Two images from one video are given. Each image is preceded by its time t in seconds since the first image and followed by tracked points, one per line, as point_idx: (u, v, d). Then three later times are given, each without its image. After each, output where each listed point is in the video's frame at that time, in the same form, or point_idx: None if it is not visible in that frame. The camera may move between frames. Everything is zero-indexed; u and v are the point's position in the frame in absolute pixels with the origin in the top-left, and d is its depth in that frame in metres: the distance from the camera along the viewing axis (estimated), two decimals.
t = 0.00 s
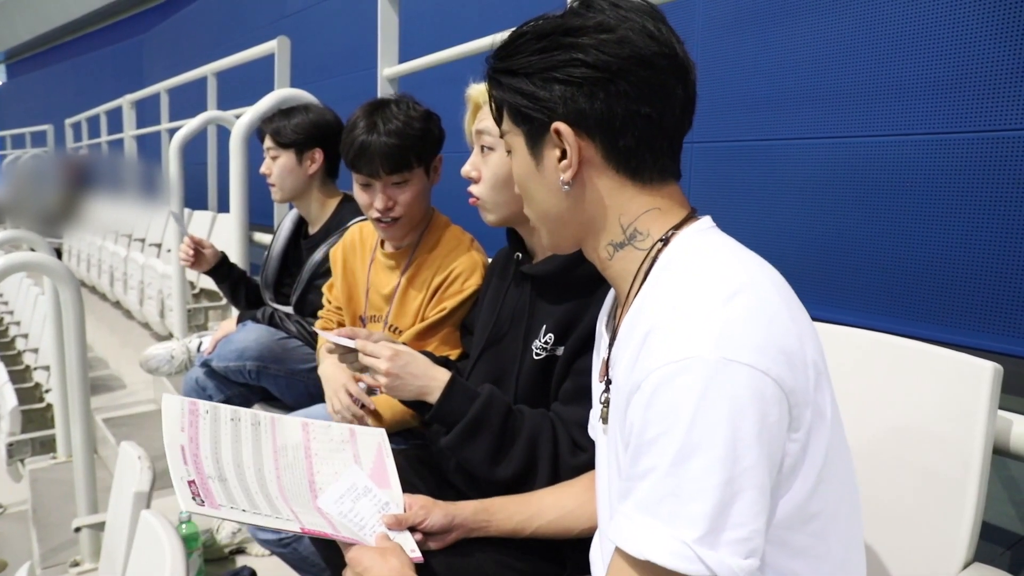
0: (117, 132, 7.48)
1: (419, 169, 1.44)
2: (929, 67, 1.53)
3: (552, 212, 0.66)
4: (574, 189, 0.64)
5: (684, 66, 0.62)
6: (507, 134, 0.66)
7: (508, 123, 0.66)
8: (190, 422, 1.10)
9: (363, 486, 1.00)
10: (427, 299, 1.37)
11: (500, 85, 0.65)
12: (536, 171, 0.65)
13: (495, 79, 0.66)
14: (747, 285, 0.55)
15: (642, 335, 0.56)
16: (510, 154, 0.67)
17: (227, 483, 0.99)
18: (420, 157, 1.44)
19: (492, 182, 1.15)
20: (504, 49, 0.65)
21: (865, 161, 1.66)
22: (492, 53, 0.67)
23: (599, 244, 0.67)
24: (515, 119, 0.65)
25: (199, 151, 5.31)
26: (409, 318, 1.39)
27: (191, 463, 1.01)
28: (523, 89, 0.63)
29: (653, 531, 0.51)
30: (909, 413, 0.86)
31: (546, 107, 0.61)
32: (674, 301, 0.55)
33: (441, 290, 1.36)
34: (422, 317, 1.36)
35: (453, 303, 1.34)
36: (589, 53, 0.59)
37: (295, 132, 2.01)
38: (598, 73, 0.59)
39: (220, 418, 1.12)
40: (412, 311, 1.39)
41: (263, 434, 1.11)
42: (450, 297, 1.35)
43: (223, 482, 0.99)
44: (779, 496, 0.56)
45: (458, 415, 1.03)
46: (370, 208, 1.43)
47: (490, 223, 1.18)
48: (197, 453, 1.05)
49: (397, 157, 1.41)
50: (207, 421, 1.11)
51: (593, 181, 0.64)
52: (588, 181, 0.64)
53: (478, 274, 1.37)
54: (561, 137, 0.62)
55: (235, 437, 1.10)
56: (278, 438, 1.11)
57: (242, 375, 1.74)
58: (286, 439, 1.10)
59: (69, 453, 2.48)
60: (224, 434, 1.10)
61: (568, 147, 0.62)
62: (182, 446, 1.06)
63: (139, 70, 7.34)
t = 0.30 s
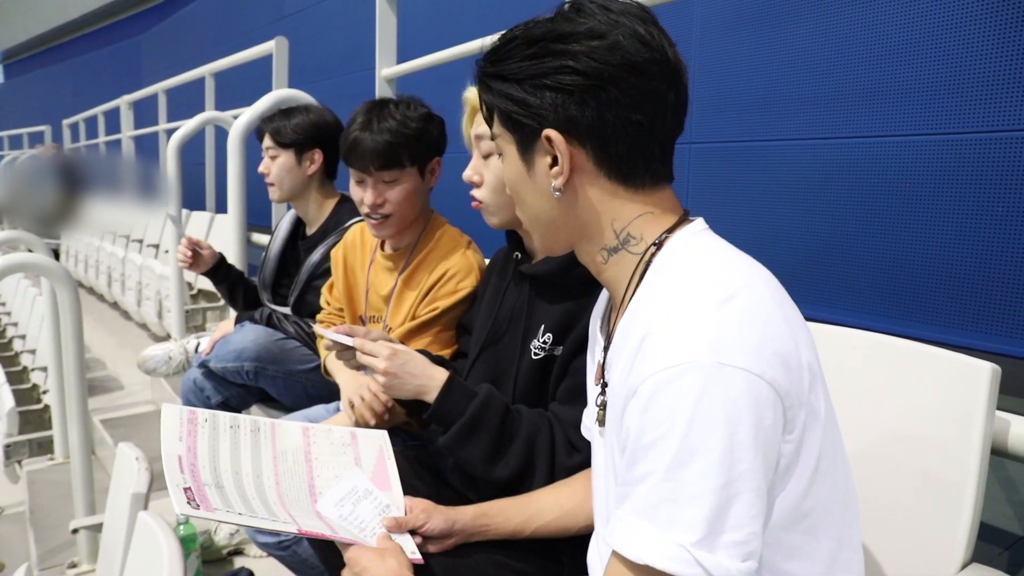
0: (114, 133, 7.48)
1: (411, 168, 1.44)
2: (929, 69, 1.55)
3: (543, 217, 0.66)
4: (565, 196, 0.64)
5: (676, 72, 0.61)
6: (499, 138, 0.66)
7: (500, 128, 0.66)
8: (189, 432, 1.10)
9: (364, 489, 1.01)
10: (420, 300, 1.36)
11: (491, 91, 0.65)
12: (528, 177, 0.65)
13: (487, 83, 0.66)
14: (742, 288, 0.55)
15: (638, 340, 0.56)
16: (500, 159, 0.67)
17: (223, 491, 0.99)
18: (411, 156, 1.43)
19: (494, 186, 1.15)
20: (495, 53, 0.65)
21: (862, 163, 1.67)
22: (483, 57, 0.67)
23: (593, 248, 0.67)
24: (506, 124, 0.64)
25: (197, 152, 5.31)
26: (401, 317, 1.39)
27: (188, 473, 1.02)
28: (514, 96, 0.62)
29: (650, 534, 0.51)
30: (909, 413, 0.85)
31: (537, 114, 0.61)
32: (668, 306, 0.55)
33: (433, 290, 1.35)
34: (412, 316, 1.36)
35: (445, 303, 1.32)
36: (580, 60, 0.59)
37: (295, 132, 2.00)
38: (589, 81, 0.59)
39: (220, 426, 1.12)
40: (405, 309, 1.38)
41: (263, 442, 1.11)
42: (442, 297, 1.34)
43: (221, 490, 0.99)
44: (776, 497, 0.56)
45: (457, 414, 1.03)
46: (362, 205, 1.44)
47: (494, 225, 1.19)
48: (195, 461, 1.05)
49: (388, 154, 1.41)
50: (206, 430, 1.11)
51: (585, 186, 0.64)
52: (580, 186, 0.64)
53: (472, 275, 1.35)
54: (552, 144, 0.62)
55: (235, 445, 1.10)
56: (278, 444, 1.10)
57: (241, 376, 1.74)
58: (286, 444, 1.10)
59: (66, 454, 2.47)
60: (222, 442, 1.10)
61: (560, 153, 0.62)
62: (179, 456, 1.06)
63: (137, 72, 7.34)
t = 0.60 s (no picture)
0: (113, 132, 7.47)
1: (374, 158, 1.47)
2: (924, 70, 1.55)
3: (542, 216, 0.65)
4: (565, 195, 0.63)
5: (680, 70, 0.61)
6: (498, 134, 0.66)
7: (498, 125, 0.65)
8: (189, 431, 1.10)
9: (366, 490, 1.00)
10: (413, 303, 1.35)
11: (489, 86, 0.65)
12: (527, 175, 0.64)
13: (487, 80, 0.65)
14: (746, 294, 0.54)
15: (641, 346, 0.56)
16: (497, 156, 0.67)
17: (222, 491, 0.99)
18: (371, 146, 1.47)
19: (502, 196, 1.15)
20: (494, 49, 0.65)
21: (861, 159, 1.67)
22: (483, 52, 0.66)
23: (593, 248, 0.67)
24: (506, 121, 0.64)
25: (197, 151, 5.31)
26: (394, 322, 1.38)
27: (188, 472, 1.03)
28: (514, 92, 0.62)
29: (653, 545, 0.51)
30: (911, 411, 0.85)
31: (537, 110, 0.61)
32: (671, 312, 0.55)
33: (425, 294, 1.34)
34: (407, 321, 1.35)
35: (437, 309, 1.31)
36: (582, 56, 0.59)
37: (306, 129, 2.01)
38: (592, 77, 0.59)
39: (221, 425, 1.12)
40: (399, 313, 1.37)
41: (264, 441, 1.10)
42: (433, 301, 1.33)
43: (220, 490, 1.00)
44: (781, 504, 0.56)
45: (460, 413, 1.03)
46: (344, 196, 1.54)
47: (506, 235, 1.18)
48: (195, 460, 1.06)
49: (353, 142, 1.49)
50: (207, 429, 1.11)
51: (585, 185, 0.63)
52: (580, 185, 0.63)
53: (464, 282, 1.34)
54: (553, 142, 0.61)
55: (236, 444, 1.09)
56: (280, 443, 1.10)
57: (241, 375, 1.74)
58: (287, 445, 1.09)
59: (66, 453, 2.47)
60: (222, 442, 1.09)
61: (560, 152, 0.61)
62: (179, 455, 1.06)
63: (137, 71, 7.33)
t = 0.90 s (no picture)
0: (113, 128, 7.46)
1: (369, 153, 1.46)
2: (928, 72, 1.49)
3: (551, 210, 0.65)
4: (576, 189, 0.63)
5: (695, 65, 0.61)
6: (508, 125, 0.65)
7: (507, 116, 0.65)
8: (185, 436, 1.11)
9: (366, 491, 1.00)
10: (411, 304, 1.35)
11: (500, 76, 0.64)
12: (537, 169, 0.64)
13: (499, 71, 0.65)
14: (761, 299, 0.54)
15: (653, 351, 0.55)
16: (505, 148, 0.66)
17: (220, 496, 1.00)
18: (367, 140, 1.47)
19: (503, 193, 1.14)
20: (506, 38, 0.64)
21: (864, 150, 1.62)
22: (494, 41, 0.65)
23: (603, 245, 0.67)
24: (518, 112, 0.63)
25: (196, 148, 5.30)
26: (397, 328, 1.37)
27: (185, 478, 1.04)
28: (526, 82, 0.61)
29: (664, 553, 0.51)
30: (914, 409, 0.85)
31: (549, 101, 0.60)
32: (684, 316, 0.54)
33: (421, 300, 1.33)
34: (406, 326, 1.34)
35: (434, 313, 1.30)
36: (598, 47, 0.58)
37: (286, 129, 1.99)
38: (607, 69, 0.58)
39: (217, 430, 1.12)
40: (399, 320, 1.37)
41: (262, 443, 1.10)
42: (429, 306, 1.32)
43: (218, 495, 1.01)
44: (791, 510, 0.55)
45: (460, 411, 1.02)
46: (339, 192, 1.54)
47: (506, 230, 1.18)
48: (192, 466, 1.07)
49: (348, 136, 1.49)
50: (202, 434, 1.11)
51: (596, 181, 0.63)
52: (590, 181, 0.63)
53: (458, 284, 1.33)
54: (565, 135, 0.61)
55: (233, 448, 1.10)
56: (277, 444, 1.10)
57: (241, 374, 1.74)
58: (286, 446, 1.09)
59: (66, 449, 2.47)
60: (218, 447, 1.10)
61: (572, 146, 0.61)
62: (176, 462, 1.07)
63: (135, 67, 7.32)
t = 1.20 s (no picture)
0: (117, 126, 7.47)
1: (370, 150, 1.46)
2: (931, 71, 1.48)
3: (561, 208, 0.65)
4: (586, 187, 0.63)
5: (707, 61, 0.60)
6: (518, 122, 0.65)
7: (517, 113, 0.64)
8: (187, 439, 1.10)
9: (369, 491, 1.00)
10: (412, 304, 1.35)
11: (508, 72, 0.64)
12: (546, 167, 0.63)
13: (508, 67, 0.64)
14: (773, 300, 0.53)
15: (664, 352, 0.55)
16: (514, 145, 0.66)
17: (224, 495, 0.99)
18: (368, 138, 1.46)
19: (506, 188, 1.14)
20: (516, 33, 0.63)
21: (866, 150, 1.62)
22: (503, 37, 0.65)
23: (614, 244, 0.66)
24: (527, 109, 0.63)
25: (200, 146, 5.30)
26: (398, 326, 1.37)
27: (188, 477, 1.03)
28: (536, 79, 0.61)
29: (674, 556, 0.50)
30: (921, 408, 0.84)
31: (559, 98, 0.60)
32: (696, 316, 0.54)
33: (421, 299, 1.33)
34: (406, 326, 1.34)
35: (433, 311, 1.30)
36: (609, 43, 0.57)
37: (288, 127, 1.99)
38: (619, 65, 0.57)
39: (220, 431, 1.12)
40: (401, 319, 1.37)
41: (264, 446, 1.10)
42: (428, 305, 1.31)
43: (221, 494, 1.00)
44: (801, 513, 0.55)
45: (464, 410, 1.02)
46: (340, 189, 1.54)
47: (508, 227, 1.18)
48: (195, 467, 1.06)
49: (350, 133, 1.49)
50: (205, 436, 1.11)
51: (606, 179, 0.62)
52: (601, 179, 0.63)
53: (458, 282, 1.32)
54: (575, 132, 0.60)
55: (236, 449, 1.10)
56: (280, 446, 1.10)
57: (246, 371, 1.74)
58: (288, 448, 1.09)
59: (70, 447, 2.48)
60: (220, 449, 1.09)
61: (583, 143, 0.60)
62: (179, 463, 1.06)
63: (139, 66, 7.33)
